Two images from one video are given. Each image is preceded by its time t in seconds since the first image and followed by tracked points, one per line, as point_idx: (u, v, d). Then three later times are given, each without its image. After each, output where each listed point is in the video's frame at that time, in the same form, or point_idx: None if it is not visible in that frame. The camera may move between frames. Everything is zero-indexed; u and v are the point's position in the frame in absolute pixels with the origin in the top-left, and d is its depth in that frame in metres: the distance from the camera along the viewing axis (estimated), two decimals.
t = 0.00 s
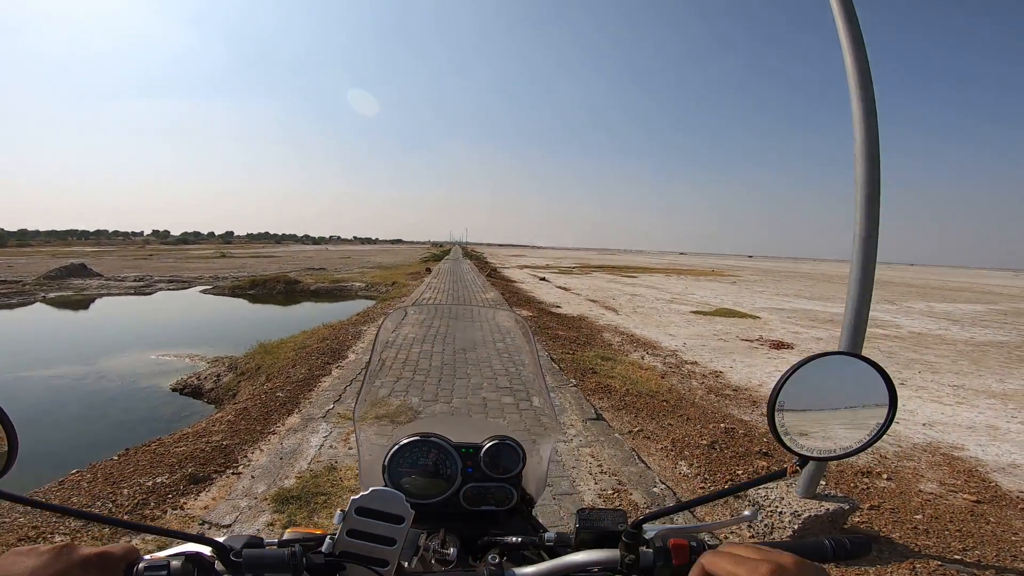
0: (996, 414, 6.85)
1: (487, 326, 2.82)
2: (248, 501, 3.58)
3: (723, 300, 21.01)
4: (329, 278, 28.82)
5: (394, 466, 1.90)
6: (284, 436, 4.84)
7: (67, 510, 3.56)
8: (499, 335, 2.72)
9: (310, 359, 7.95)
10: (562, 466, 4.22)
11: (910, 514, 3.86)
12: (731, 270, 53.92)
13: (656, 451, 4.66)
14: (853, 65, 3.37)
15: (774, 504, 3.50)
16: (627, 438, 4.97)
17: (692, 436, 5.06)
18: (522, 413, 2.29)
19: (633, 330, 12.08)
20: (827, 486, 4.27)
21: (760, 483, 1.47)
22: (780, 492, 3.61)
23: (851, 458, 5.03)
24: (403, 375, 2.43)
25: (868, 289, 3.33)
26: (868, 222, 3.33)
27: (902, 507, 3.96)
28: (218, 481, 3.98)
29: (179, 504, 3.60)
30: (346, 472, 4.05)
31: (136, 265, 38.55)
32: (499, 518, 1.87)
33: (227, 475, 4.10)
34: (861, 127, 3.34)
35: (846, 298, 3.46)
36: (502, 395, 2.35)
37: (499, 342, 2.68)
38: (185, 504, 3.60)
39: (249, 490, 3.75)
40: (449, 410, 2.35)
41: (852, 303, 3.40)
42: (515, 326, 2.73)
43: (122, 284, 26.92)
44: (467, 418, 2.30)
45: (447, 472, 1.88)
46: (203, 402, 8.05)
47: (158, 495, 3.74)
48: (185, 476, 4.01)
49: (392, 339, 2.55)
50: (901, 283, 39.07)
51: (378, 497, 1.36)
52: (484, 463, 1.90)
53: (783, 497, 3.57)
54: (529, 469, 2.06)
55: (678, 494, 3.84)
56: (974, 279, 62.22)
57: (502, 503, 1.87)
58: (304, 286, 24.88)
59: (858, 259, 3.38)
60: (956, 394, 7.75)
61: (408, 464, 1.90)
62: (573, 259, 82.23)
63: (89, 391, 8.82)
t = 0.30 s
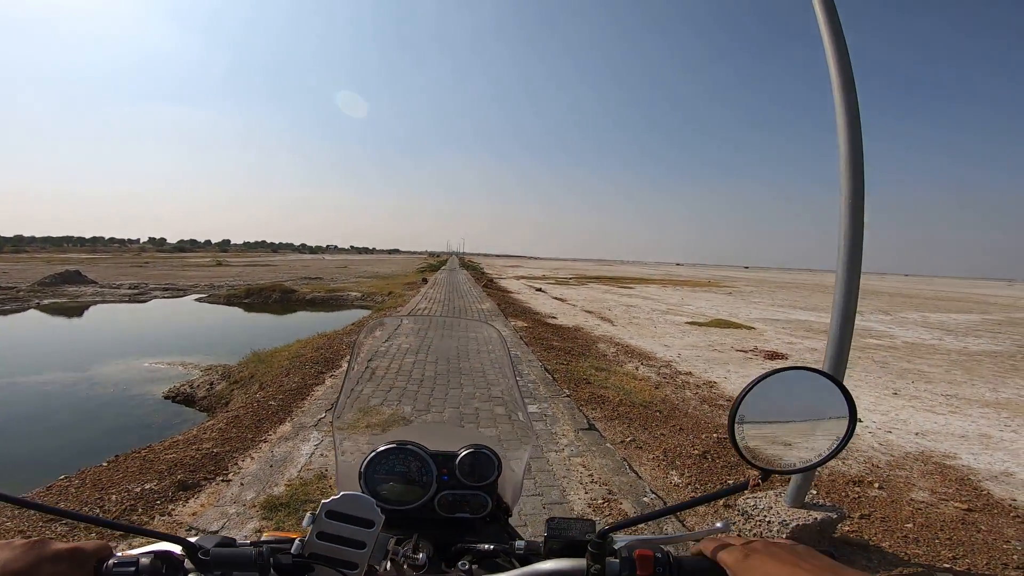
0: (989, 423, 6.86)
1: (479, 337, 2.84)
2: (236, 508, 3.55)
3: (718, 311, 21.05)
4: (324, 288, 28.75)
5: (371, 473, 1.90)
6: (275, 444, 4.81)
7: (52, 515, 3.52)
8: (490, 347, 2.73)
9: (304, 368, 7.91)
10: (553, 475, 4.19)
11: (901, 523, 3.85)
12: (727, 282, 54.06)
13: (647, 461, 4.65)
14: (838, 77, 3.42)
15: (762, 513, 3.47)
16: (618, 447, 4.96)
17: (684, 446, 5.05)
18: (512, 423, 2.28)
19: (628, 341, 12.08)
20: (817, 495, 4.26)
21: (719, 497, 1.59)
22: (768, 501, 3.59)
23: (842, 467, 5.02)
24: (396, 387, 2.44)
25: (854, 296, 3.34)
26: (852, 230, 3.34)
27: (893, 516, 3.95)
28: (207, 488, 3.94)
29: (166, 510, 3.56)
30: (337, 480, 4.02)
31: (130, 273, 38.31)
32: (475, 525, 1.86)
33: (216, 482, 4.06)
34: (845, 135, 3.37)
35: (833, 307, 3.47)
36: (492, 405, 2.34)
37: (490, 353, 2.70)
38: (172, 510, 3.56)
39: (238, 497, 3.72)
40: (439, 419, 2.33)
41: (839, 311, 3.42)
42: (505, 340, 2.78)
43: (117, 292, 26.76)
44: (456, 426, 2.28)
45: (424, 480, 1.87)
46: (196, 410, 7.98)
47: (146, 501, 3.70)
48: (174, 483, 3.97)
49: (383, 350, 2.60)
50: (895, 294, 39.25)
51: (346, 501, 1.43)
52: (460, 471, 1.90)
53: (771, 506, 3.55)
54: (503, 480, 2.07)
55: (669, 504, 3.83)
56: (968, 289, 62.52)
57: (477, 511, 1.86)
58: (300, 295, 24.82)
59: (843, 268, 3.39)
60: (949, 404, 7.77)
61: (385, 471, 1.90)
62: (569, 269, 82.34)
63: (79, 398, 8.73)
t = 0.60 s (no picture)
0: (994, 430, 6.81)
1: (479, 344, 2.84)
2: (236, 512, 3.54)
3: (720, 318, 21.01)
4: (326, 294, 28.78)
5: (369, 476, 1.90)
6: (275, 449, 4.81)
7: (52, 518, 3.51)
8: (491, 355, 2.74)
9: (306, 374, 7.90)
10: (553, 481, 4.18)
11: (905, 529, 3.82)
12: (729, 289, 53.97)
13: (648, 468, 4.63)
14: (839, 84, 3.42)
15: (763, 521, 3.43)
16: (619, 454, 4.93)
17: (685, 452, 5.03)
18: (511, 428, 2.27)
19: (630, 347, 12.05)
20: (819, 502, 4.23)
21: (715, 504, 1.59)
22: (769, 508, 3.55)
23: (845, 473, 4.99)
24: (395, 392, 2.44)
25: (855, 302, 3.33)
26: (853, 237, 3.34)
27: (896, 523, 3.91)
28: (207, 492, 3.94)
29: (166, 514, 3.56)
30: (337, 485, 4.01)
31: (134, 278, 38.41)
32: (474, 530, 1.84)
33: (216, 486, 4.05)
34: (846, 143, 3.37)
35: (834, 312, 3.46)
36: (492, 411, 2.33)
37: (490, 361, 2.70)
38: (172, 514, 3.55)
39: (237, 501, 3.72)
40: (439, 424, 2.33)
41: (840, 317, 3.41)
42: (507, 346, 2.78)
43: (120, 297, 26.85)
44: (455, 431, 2.29)
45: (422, 483, 1.87)
46: (197, 415, 7.98)
47: (145, 504, 3.70)
48: (174, 487, 3.97)
49: (386, 355, 2.62)
50: (898, 300, 39.12)
51: (345, 506, 1.47)
52: (458, 475, 1.90)
53: (773, 513, 3.51)
54: (502, 484, 2.07)
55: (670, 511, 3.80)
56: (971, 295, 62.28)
57: (476, 515, 1.85)
58: (303, 301, 24.86)
59: (847, 275, 3.36)
60: (953, 410, 7.71)
61: (383, 475, 1.90)
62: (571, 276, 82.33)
63: (81, 402, 8.72)
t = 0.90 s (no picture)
0: (994, 434, 6.80)
1: (480, 349, 2.84)
2: (236, 517, 3.53)
3: (720, 323, 21.00)
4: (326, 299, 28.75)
5: (372, 484, 1.90)
6: (276, 454, 4.80)
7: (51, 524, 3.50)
8: (491, 361, 2.74)
9: (306, 379, 7.89)
10: (553, 487, 4.17)
11: (905, 533, 3.81)
12: (729, 294, 53.97)
13: (649, 473, 4.61)
14: (838, 92, 3.43)
15: (764, 526, 3.41)
16: (620, 460, 4.92)
17: (685, 458, 5.02)
18: (511, 434, 2.27)
19: (630, 353, 12.04)
20: (820, 507, 4.21)
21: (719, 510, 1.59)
22: (770, 513, 3.54)
23: (846, 478, 4.98)
24: (395, 399, 2.44)
25: (855, 308, 3.33)
26: (852, 245, 3.34)
27: (897, 527, 3.90)
28: (206, 498, 3.92)
29: (166, 519, 3.54)
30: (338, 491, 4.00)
31: (133, 283, 38.45)
32: (477, 537, 1.83)
33: (216, 491, 4.04)
34: (845, 150, 3.38)
35: (834, 317, 3.46)
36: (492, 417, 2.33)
37: (491, 367, 2.69)
38: (171, 519, 3.53)
39: (237, 506, 3.71)
40: (439, 431, 2.33)
41: (840, 322, 3.41)
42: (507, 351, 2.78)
43: (120, 301, 26.85)
44: (456, 438, 2.28)
45: (425, 490, 1.87)
46: (196, 420, 7.96)
47: (145, 509, 3.68)
48: (174, 492, 3.95)
49: (388, 362, 2.60)
50: (898, 305, 39.16)
51: (349, 513, 1.45)
52: (461, 482, 1.89)
53: (773, 518, 3.49)
54: (506, 490, 2.06)
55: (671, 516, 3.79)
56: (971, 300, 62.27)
57: (480, 521, 1.84)
58: (302, 306, 24.85)
59: (846, 282, 3.36)
60: (953, 415, 7.70)
61: (386, 482, 1.90)
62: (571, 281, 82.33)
63: (79, 407, 8.69)
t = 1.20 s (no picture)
0: (994, 436, 6.81)
1: (482, 351, 2.84)
2: (239, 520, 3.51)
3: (719, 327, 21.02)
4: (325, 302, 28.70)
5: (389, 485, 1.89)
6: (277, 457, 4.78)
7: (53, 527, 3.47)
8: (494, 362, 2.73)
9: (306, 382, 7.87)
10: (557, 489, 4.16)
11: (909, 534, 3.81)
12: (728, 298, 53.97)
13: (653, 476, 4.61)
14: (841, 93, 3.43)
15: (770, 527, 3.40)
16: (623, 463, 4.91)
17: (688, 460, 5.01)
18: (517, 435, 2.27)
19: (630, 356, 12.05)
20: (824, 508, 4.21)
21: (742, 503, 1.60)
22: (775, 515, 3.53)
23: (848, 480, 4.97)
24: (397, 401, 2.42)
25: (860, 310, 3.34)
26: (858, 248, 3.35)
27: (901, 528, 3.90)
28: (208, 501, 3.90)
29: (169, 522, 3.52)
30: (340, 494, 3.98)
31: (131, 286, 38.39)
32: (494, 537, 1.83)
33: (217, 494, 4.02)
34: (849, 152, 3.39)
35: (839, 319, 3.47)
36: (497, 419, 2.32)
37: (494, 368, 2.69)
38: (174, 522, 3.52)
39: (240, 509, 3.69)
40: (444, 433, 2.33)
41: (844, 324, 3.42)
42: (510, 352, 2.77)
43: (118, 304, 26.77)
44: (463, 439, 2.29)
45: (442, 491, 1.86)
46: (196, 423, 7.93)
47: (147, 513, 3.66)
48: (175, 495, 3.93)
49: (388, 363, 2.52)
50: (896, 309, 39.18)
51: (371, 514, 1.46)
52: (478, 482, 1.89)
53: (778, 519, 3.49)
54: (522, 490, 2.06)
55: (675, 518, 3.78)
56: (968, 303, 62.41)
57: (497, 521, 1.84)
58: (301, 309, 24.80)
59: (851, 285, 3.38)
60: (953, 417, 7.71)
61: (402, 483, 1.89)
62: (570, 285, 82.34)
63: (77, 410, 8.64)
